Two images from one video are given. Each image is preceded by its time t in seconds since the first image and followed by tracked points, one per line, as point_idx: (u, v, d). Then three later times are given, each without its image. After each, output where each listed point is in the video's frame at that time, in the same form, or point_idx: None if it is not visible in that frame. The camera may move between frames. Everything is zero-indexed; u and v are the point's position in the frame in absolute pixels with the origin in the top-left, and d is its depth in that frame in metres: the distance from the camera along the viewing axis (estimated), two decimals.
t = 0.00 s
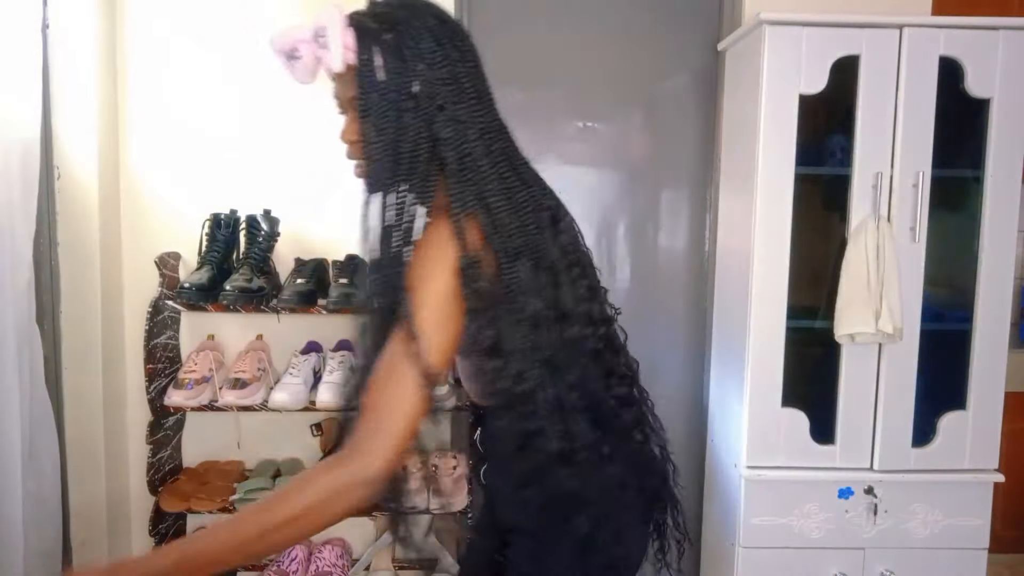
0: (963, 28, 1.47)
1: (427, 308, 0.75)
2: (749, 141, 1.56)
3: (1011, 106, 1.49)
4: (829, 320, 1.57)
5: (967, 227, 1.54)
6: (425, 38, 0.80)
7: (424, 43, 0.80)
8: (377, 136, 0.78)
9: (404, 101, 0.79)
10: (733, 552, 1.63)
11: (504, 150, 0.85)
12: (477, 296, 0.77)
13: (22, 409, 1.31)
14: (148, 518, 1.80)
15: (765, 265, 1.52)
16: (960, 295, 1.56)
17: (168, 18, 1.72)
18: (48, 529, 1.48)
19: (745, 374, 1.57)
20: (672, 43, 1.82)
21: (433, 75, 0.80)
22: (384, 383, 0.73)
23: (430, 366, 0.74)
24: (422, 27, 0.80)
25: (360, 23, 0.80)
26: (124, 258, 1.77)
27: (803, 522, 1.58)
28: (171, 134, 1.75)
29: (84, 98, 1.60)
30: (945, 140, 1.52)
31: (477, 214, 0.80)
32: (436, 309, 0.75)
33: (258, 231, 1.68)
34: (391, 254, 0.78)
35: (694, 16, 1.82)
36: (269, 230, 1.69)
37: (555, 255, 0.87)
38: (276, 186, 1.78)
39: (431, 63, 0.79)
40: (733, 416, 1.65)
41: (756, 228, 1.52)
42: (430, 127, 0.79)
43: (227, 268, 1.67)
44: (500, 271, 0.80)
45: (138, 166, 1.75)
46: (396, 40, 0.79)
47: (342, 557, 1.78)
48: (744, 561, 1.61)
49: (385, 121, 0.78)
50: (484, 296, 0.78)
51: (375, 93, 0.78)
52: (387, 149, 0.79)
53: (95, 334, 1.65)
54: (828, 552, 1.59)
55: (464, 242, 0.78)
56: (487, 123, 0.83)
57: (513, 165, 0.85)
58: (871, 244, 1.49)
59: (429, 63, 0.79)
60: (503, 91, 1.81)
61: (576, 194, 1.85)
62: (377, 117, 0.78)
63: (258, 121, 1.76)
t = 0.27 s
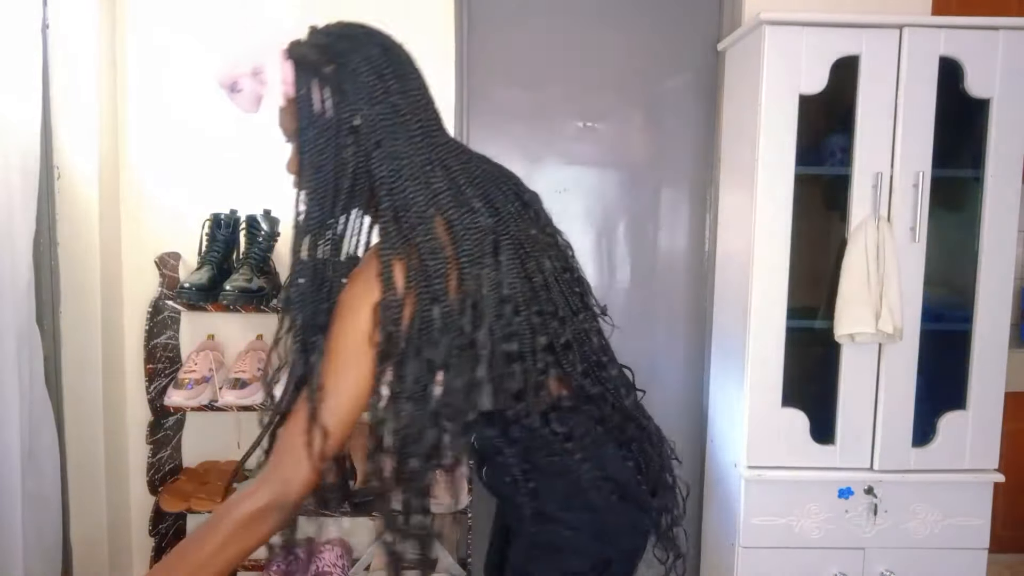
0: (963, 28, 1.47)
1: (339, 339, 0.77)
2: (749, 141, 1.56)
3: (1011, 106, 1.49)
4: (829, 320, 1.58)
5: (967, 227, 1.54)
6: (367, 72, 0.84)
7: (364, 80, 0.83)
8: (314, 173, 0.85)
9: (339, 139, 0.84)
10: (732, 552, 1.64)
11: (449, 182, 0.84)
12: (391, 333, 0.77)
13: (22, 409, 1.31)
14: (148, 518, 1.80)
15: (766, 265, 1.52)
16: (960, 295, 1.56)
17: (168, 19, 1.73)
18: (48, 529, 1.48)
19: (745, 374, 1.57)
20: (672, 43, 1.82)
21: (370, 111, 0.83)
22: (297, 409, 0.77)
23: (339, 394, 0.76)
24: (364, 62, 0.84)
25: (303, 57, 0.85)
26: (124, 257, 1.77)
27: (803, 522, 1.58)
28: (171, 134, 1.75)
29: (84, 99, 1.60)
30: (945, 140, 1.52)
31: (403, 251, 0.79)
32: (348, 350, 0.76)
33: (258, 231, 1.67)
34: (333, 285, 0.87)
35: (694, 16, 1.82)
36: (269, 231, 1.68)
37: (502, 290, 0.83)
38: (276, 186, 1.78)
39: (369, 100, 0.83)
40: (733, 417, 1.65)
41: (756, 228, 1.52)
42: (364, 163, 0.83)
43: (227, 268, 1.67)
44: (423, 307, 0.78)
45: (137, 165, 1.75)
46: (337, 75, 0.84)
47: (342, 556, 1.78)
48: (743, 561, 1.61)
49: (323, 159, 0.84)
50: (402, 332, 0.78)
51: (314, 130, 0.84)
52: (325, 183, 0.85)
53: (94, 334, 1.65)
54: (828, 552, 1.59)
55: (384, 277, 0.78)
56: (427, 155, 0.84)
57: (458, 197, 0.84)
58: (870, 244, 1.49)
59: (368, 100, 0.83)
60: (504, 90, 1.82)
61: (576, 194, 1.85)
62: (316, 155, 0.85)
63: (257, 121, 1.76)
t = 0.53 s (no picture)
0: (963, 28, 1.47)
1: (320, 346, 0.77)
2: (749, 141, 1.56)
3: (1011, 106, 1.49)
4: (829, 320, 1.57)
5: (967, 227, 1.54)
6: (341, 77, 0.83)
7: (339, 84, 0.83)
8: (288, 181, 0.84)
9: (314, 146, 0.83)
10: (732, 552, 1.63)
11: (427, 186, 0.85)
12: (372, 338, 0.77)
13: (21, 408, 1.31)
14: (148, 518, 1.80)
15: (766, 265, 1.52)
16: (960, 295, 1.56)
17: (168, 19, 1.73)
18: (48, 529, 1.48)
19: (744, 374, 1.57)
20: (672, 43, 1.82)
21: (344, 117, 0.83)
22: (280, 417, 0.77)
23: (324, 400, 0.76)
24: (336, 66, 0.84)
25: (275, 63, 0.84)
26: (125, 257, 1.77)
27: (803, 522, 1.58)
28: (171, 134, 1.75)
29: (85, 99, 1.60)
30: (945, 140, 1.52)
31: (381, 257, 0.80)
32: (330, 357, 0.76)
33: (258, 231, 1.68)
34: (312, 296, 0.89)
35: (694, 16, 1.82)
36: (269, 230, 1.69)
37: (481, 293, 0.84)
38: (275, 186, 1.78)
39: (342, 105, 0.83)
40: (733, 417, 1.65)
41: (756, 228, 1.51)
42: (341, 170, 0.83)
43: (227, 268, 1.67)
44: (404, 311, 0.79)
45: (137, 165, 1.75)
46: (310, 81, 0.83)
47: (342, 556, 1.78)
48: (743, 561, 1.61)
49: (299, 165, 0.83)
50: (382, 335, 0.78)
51: (286, 136, 0.83)
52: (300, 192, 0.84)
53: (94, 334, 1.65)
54: (828, 552, 1.59)
55: (363, 283, 0.78)
56: (405, 159, 0.85)
57: (436, 200, 0.85)
58: (870, 244, 1.49)
59: (344, 106, 0.83)
60: (503, 91, 1.82)
61: (576, 195, 1.85)
62: (290, 163, 0.83)
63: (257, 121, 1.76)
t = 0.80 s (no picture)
0: (963, 27, 1.47)
1: (336, 340, 0.77)
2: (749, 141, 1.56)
3: (1011, 106, 1.49)
4: (829, 320, 1.58)
5: (967, 226, 1.54)
6: (346, 68, 0.83)
7: (344, 75, 0.82)
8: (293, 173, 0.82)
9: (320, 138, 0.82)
10: (732, 551, 1.64)
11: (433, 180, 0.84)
12: (388, 332, 0.76)
13: (21, 408, 1.31)
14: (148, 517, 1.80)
15: (766, 265, 1.52)
16: (959, 295, 1.56)
17: (168, 18, 1.72)
18: (48, 529, 1.48)
19: (744, 374, 1.57)
20: (672, 43, 1.82)
21: (351, 108, 0.82)
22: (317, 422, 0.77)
23: (342, 394, 0.76)
24: (342, 58, 0.83)
25: (280, 54, 0.83)
26: (125, 257, 1.77)
27: (803, 522, 1.58)
28: (171, 134, 1.75)
29: (85, 99, 1.60)
30: (945, 140, 1.52)
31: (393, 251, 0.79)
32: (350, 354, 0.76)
33: (258, 231, 1.67)
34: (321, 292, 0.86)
35: (694, 15, 1.82)
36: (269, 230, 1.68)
37: (489, 287, 0.84)
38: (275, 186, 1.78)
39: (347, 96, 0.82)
40: (733, 417, 1.65)
41: (756, 228, 1.52)
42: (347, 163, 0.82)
43: (227, 268, 1.67)
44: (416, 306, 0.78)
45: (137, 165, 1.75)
46: (315, 71, 0.82)
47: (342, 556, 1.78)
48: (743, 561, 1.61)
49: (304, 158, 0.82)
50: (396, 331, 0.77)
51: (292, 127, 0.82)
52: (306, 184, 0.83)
53: (94, 335, 1.65)
54: (828, 551, 1.59)
55: (374, 275, 0.77)
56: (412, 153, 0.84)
57: (442, 192, 0.84)
58: (870, 244, 1.49)
59: (349, 96, 0.82)
60: (503, 90, 1.81)
61: (576, 195, 1.85)
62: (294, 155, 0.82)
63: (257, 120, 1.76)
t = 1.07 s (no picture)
0: (963, 27, 1.47)
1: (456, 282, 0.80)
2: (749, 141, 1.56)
3: (1011, 106, 1.49)
4: (829, 320, 1.57)
5: (967, 227, 1.54)
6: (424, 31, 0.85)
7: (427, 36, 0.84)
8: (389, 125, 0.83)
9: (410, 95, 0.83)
10: (732, 551, 1.64)
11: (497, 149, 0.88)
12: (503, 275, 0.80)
13: (21, 408, 1.31)
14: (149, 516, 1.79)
15: (766, 265, 1.52)
16: (959, 295, 1.56)
17: (169, 18, 1.72)
18: (48, 529, 1.48)
19: (744, 375, 1.57)
20: (672, 43, 1.82)
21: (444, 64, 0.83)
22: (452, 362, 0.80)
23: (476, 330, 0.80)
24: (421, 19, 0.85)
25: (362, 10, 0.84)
26: (125, 257, 1.77)
27: (803, 522, 1.58)
28: (171, 133, 1.75)
29: (86, 99, 1.60)
30: (945, 140, 1.52)
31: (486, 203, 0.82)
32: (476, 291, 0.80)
33: (258, 231, 1.67)
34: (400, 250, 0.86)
35: (694, 15, 1.82)
36: (270, 230, 1.68)
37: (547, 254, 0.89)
38: (274, 186, 1.77)
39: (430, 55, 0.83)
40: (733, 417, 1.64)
41: (756, 227, 1.51)
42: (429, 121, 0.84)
43: (226, 268, 1.68)
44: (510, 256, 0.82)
45: (137, 165, 1.76)
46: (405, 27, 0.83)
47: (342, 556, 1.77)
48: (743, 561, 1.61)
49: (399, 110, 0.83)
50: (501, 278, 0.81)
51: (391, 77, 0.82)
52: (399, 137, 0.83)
53: (94, 335, 1.65)
54: (828, 551, 1.59)
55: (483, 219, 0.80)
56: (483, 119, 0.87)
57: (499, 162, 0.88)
58: (870, 244, 1.49)
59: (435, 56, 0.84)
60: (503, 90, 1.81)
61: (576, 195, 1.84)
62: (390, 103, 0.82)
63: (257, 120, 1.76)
